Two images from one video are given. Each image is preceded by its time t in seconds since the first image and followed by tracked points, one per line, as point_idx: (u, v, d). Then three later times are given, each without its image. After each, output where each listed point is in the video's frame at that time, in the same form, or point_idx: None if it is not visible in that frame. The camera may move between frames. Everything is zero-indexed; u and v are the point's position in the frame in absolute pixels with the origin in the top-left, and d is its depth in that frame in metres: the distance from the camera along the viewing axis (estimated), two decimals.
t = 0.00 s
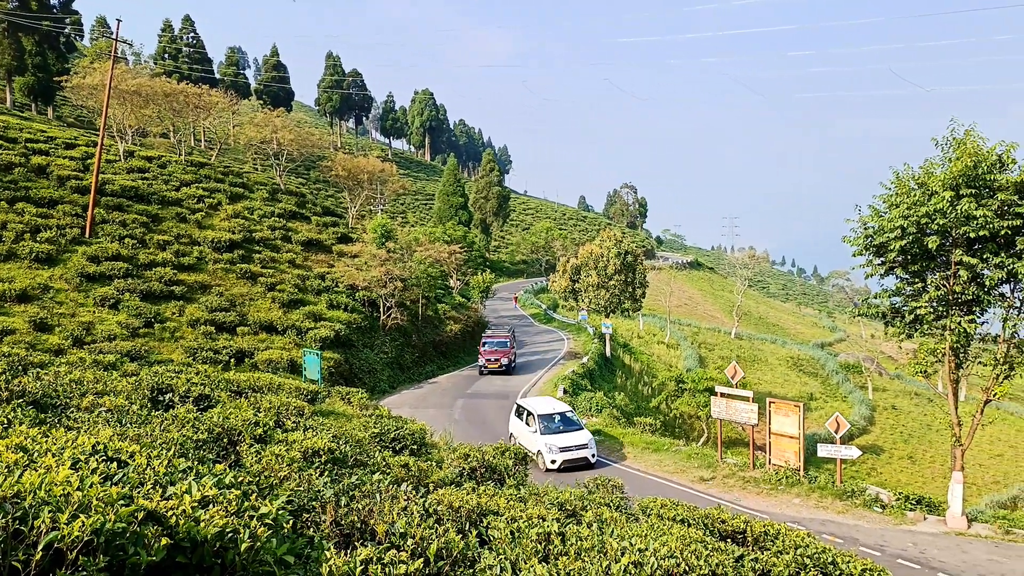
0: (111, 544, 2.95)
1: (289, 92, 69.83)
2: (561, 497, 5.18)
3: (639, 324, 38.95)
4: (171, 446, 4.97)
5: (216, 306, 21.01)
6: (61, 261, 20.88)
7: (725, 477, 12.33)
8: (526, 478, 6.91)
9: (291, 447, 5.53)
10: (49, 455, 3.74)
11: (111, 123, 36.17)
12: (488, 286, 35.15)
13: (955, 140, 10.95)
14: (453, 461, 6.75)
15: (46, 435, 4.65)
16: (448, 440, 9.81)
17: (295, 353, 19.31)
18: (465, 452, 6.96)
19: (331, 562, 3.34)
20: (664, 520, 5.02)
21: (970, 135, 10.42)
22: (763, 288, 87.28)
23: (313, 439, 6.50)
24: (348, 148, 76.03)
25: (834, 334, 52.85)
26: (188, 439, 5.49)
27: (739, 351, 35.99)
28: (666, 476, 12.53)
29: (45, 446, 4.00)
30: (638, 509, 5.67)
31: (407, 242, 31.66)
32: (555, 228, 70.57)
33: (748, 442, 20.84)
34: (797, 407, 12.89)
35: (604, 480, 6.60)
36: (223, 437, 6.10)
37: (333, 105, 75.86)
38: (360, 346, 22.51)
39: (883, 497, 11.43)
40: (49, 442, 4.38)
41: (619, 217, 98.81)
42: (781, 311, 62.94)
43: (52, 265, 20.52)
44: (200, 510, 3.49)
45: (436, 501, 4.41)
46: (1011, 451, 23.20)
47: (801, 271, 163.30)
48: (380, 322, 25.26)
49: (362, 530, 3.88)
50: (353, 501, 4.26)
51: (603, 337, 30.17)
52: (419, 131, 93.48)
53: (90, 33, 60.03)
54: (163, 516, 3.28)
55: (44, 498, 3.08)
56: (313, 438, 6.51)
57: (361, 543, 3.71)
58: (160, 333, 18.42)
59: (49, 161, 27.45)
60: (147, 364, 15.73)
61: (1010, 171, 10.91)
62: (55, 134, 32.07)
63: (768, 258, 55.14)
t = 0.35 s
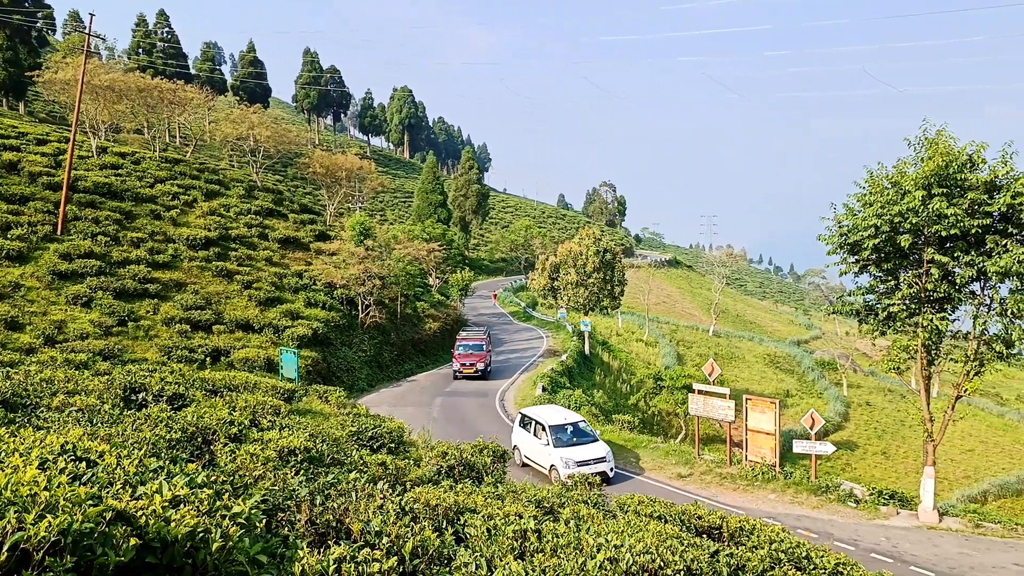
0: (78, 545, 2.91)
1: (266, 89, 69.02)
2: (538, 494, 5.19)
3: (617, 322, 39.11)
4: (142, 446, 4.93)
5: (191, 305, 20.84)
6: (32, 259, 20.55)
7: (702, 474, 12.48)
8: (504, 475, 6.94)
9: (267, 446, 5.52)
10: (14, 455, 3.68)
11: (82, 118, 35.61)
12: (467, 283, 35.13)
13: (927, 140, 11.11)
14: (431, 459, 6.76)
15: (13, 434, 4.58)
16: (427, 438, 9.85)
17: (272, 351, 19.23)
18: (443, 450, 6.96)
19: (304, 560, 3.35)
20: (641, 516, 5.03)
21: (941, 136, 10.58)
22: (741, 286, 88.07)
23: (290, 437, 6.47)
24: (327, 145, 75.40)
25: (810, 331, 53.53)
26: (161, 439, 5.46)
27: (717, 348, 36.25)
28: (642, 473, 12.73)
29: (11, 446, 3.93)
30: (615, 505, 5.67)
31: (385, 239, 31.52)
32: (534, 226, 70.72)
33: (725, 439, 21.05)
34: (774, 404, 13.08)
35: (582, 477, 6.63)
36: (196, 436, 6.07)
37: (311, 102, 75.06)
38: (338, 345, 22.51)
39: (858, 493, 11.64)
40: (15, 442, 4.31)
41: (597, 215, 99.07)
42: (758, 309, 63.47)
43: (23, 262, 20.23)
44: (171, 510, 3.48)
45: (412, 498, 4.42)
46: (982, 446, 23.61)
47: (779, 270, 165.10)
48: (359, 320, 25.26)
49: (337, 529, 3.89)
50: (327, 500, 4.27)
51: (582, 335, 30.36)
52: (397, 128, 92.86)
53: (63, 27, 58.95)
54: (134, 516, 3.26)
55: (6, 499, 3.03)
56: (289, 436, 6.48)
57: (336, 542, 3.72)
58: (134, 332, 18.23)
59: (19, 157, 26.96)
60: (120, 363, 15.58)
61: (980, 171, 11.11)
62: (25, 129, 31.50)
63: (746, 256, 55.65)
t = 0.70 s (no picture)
0: (44, 548, 2.87)
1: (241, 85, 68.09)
2: (515, 492, 5.21)
3: (595, 320, 39.26)
4: (111, 447, 4.88)
5: (165, 303, 20.59)
6: None
7: (679, 471, 12.67)
8: (480, 473, 6.95)
9: (239, 446, 5.48)
10: None
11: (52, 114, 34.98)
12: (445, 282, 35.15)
13: (898, 140, 11.27)
14: (407, 457, 6.77)
15: None
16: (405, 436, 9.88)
17: (247, 350, 19.10)
18: (420, 449, 6.97)
19: (275, 561, 3.33)
20: (617, 513, 5.05)
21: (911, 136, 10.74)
22: (717, 284, 88.83)
23: (263, 437, 6.42)
24: (302, 142, 74.55)
25: (785, 329, 54.15)
26: (130, 439, 5.40)
27: (694, 346, 36.47)
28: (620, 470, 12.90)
29: None
30: (592, 502, 5.70)
31: (363, 237, 31.39)
32: (512, 224, 70.77)
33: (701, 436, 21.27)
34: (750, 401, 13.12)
35: (559, 475, 6.66)
36: (168, 436, 5.99)
37: (287, 99, 74.09)
38: (315, 344, 22.52)
39: (830, 488, 11.86)
40: None
41: (575, 214, 99.30)
42: (734, 307, 64.03)
43: None
44: (139, 510, 3.45)
45: (388, 498, 4.43)
46: (952, 442, 24.05)
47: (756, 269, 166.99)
48: (336, 318, 25.26)
49: (310, 528, 3.88)
50: (301, 500, 4.28)
51: (560, 333, 30.52)
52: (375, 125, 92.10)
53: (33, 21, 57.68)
54: (101, 518, 3.23)
55: None
56: (263, 436, 6.42)
57: (309, 542, 3.72)
58: (105, 331, 17.99)
59: None
60: (91, 362, 15.37)
61: (950, 171, 11.29)
62: None
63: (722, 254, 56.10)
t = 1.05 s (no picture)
0: (9, 549, 2.84)
1: (214, 81, 67.16)
2: (490, 490, 5.22)
3: (571, 319, 39.41)
4: (79, 447, 4.84)
5: (136, 302, 20.31)
6: None
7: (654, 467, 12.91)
8: (456, 472, 6.99)
9: (211, 446, 5.46)
10: None
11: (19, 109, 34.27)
12: (422, 280, 35.20)
13: (869, 141, 11.44)
14: (382, 457, 6.81)
15: None
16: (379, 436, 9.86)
17: (220, 349, 19.00)
18: (394, 448, 7.04)
19: (244, 561, 3.31)
20: (592, 511, 5.07)
21: (880, 138, 10.94)
22: (692, 282, 89.73)
23: (236, 437, 6.39)
24: (277, 139, 73.83)
25: (759, 327, 54.79)
26: (99, 440, 5.33)
27: (670, 344, 36.73)
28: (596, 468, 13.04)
29: None
30: (567, 500, 5.74)
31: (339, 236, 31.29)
32: (489, 223, 70.84)
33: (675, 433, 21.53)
34: (724, 399, 13.32)
35: (534, 473, 6.68)
36: (137, 436, 5.91)
37: (262, 96, 73.18)
38: (290, 343, 22.61)
39: (803, 483, 12.12)
40: None
41: (552, 212, 99.58)
42: (709, 305, 64.65)
43: None
44: (105, 512, 3.42)
45: (362, 497, 4.45)
46: (921, 437, 24.48)
47: (730, 267, 168.94)
48: (310, 317, 25.26)
49: (282, 528, 3.89)
50: (273, 500, 4.31)
51: (536, 332, 30.71)
52: (351, 123, 91.47)
53: None
54: (66, 519, 3.20)
55: None
56: (236, 436, 6.39)
57: (280, 542, 3.73)
58: (75, 330, 17.76)
59: None
60: (59, 361, 15.15)
61: (919, 171, 11.47)
62: None
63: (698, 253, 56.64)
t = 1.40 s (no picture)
0: None
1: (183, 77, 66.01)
2: (463, 489, 5.23)
3: (545, 317, 39.53)
4: (42, 449, 4.80)
5: (103, 301, 19.94)
6: None
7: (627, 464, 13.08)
8: (430, 470, 7.00)
9: (178, 447, 5.44)
10: None
11: None
12: (395, 278, 35.13)
13: (837, 141, 11.58)
14: (354, 456, 6.80)
15: None
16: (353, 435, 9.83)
17: (190, 348, 18.80)
18: (367, 447, 7.01)
19: (210, 562, 3.29)
20: (565, 509, 5.10)
21: (849, 138, 11.10)
22: (665, 280, 90.64)
23: (206, 437, 6.34)
24: (249, 136, 72.89)
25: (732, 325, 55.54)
26: (63, 441, 5.27)
27: (644, 342, 36.98)
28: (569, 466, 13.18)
29: None
30: (541, 498, 5.75)
31: (311, 233, 31.08)
32: (463, 221, 70.75)
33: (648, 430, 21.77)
34: (696, 397, 13.45)
35: (507, 471, 6.68)
36: (104, 437, 5.83)
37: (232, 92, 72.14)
38: (261, 342, 22.50)
39: (773, 479, 12.35)
40: None
41: (527, 210, 99.74)
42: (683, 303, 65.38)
43: None
44: (68, 514, 3.39)
45: (332, 497, 4.45)
46: (888, 433, 24.93)
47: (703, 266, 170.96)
48: (282, 316, 25.14)
49: (251, 529, 3.90)
50: (242, 501, 4.30)
51: (511, 330, 30.84)
52: (323, 120, 90.74)
53: None
54: (28, 521, 3.16)
55: None
56: (206, 436, 6.35)
57: (249, 543, 3.73)
58: (39, 330, 17.42)
59: None
60: (22, 362, 14.85)
61: (886, 171, 11.66)
62: None
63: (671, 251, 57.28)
